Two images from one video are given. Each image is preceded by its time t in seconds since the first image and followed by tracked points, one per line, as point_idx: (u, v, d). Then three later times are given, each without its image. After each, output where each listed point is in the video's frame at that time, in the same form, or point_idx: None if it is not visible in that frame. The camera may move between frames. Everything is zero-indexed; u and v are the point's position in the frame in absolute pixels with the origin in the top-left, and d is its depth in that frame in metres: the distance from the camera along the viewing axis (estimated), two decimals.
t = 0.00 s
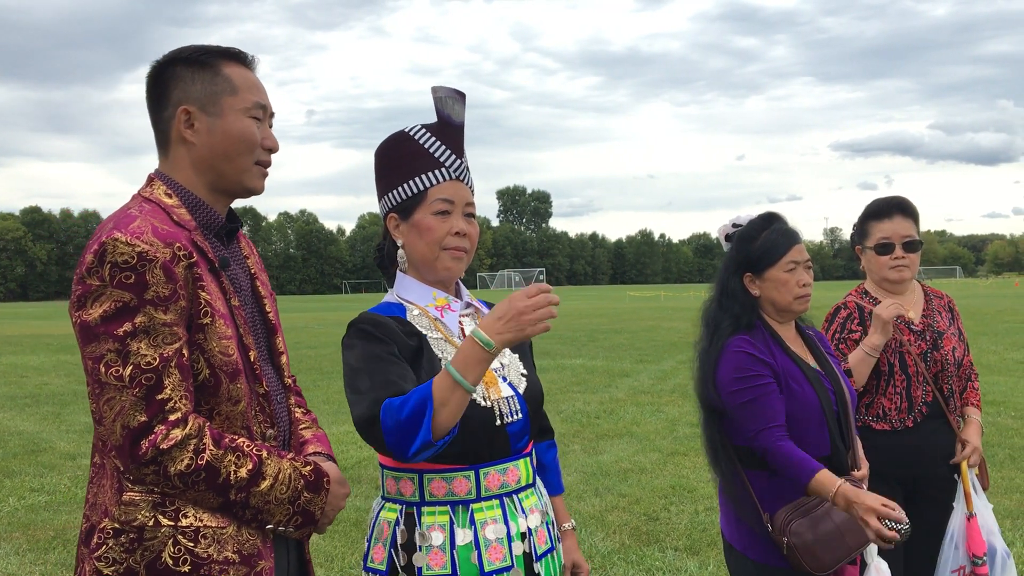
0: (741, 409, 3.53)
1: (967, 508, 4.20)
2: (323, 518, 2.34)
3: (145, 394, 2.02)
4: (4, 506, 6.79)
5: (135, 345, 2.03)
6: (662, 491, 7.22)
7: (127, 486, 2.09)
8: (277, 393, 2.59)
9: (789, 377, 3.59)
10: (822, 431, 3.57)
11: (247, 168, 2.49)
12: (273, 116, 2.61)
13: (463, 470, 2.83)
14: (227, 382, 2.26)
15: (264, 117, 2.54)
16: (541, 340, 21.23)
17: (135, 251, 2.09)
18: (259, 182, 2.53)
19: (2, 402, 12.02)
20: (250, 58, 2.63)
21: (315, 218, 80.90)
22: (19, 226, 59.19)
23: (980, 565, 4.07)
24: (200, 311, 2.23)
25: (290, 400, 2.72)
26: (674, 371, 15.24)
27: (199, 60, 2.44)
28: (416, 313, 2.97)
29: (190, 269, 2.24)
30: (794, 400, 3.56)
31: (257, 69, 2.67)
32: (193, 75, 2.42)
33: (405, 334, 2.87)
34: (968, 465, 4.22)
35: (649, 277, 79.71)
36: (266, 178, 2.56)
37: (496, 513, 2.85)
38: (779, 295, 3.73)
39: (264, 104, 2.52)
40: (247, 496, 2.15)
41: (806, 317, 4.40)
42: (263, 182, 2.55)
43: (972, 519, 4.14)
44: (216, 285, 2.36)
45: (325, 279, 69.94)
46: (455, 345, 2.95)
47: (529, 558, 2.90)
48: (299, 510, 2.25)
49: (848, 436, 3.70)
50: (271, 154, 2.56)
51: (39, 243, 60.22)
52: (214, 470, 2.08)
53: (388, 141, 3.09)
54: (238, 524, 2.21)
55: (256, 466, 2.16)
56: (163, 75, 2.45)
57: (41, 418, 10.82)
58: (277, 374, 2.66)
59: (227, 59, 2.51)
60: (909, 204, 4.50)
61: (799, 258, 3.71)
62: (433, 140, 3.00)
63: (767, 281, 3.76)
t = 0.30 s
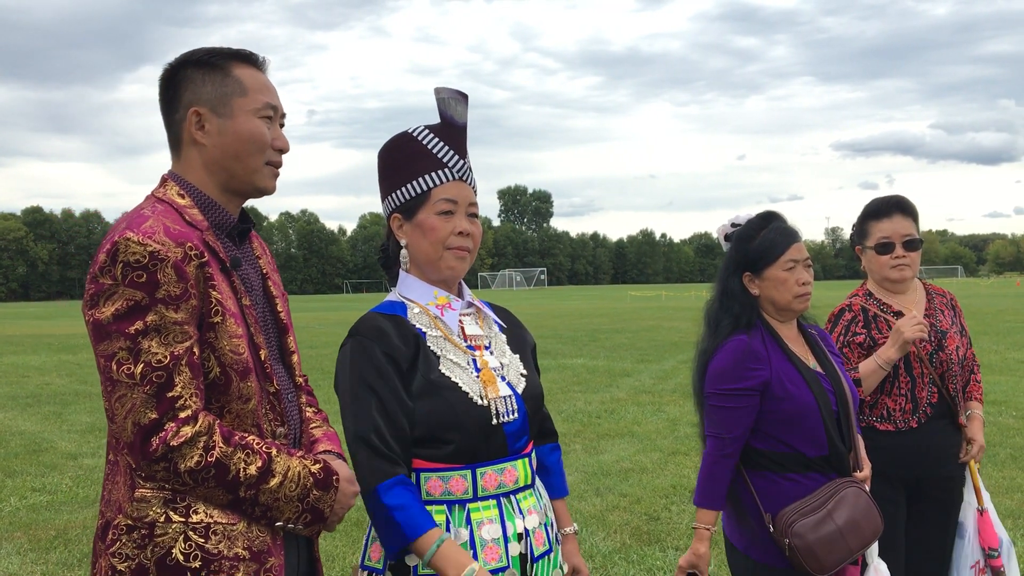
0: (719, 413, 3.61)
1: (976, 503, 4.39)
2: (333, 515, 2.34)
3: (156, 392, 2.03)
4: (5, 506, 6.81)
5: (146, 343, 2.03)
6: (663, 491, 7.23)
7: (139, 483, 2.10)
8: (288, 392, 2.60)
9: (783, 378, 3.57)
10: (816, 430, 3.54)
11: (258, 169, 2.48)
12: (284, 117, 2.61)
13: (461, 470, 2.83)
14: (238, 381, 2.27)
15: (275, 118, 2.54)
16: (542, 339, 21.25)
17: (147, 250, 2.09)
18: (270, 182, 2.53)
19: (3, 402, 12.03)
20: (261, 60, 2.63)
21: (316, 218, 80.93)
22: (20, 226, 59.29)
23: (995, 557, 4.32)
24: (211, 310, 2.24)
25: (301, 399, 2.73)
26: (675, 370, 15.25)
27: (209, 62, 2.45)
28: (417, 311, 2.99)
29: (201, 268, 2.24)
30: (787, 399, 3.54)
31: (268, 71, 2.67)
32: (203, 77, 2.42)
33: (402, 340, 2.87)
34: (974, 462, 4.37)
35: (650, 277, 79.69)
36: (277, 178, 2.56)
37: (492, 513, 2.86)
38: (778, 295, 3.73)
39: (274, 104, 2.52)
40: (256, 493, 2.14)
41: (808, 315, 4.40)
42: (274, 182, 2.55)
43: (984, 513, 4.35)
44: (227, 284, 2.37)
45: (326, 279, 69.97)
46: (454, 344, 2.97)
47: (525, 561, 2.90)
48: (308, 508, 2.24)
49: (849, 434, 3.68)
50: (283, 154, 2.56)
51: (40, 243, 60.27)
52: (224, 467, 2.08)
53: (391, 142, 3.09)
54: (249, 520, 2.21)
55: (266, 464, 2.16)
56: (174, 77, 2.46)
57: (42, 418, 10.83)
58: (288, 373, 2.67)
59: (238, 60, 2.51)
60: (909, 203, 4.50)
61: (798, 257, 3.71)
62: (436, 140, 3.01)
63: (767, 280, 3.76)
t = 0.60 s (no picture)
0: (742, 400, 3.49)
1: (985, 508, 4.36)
2: (334, 513, 2.33)
3: (160, 387, 2.03)
4: (5, 505, 6.81)
5: (149, 339, 2.03)
6: (663, 489, 7.22)
7: (142, 479, 2.10)
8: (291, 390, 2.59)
9: (785, 375, 3.59)
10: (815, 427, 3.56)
11: (261, 168, 2.48)
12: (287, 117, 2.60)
13: (457, 468, 2.83)
14: (240, 378, 2.26)
15: (278, 118, 2.53)
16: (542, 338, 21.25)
17: (151, 247, 2.09)
18: (273, 182, 2.52)
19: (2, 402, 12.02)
20: (265, 59, 2.62)
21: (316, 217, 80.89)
22: (19, 225, 59.24)
23: (1005, 560, 4.28)
24: (215, 306, 2.23)
25: (304, 397, 2.72)
26: (675, 369, 15.24)
27: (214, 62, 2.44)
28: (415, 310, 3.00)
29: (205, 265, 2.24)
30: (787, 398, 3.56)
31: (272, 71, 2.67)
32: (208, 76, 2.42)
33: (398, 340, 2.89)
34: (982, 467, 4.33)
35: (650, 276, 79.69)
36: (280, 178, 2.55)
37: (489, 512, 2.86)
38: (772, 294, 3.72)
39: (278, 104, 2.51)
40: (259, 489, 2.14)
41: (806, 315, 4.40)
42: (277, 181, 2.54)
43: (994, 518, 4.34)
44: (231, 281, 2.36)
45: (325, 279, 69.96)
46: (451, 343, 2.96)
47: (521, 560, 2.89)
48: (310, 505, 2.23)
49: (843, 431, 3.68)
50: (286, 154, 2.55)
51: (40, 242, 60.23)
52: (226, 463, 2.07)
53: (393, 141, 3.10)
54: (251, 517, 2.20)
55: (268, 460, 2.15)
56: (178, 75, 2.45)
57: (41, 417, 10.82)
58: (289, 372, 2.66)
59: (243, 61, 2.51)
60: (910, 203, 4.49)
61: (792, 256, 3.69)
62: (437, 139, 3.00)
63: (760, 279, 3.75)
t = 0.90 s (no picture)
0: (735, 402, 3.54)
1: (974, 517, 4.25)
2: (325, 513, 2.32)
3: (149, 384, 2.04)
4: (4, 504, 6.82)
5: (140, 336, 2.05)
6: (662, 488, 7.25)
7: (133, 476, 2.12)
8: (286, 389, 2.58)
9: (784, 373, 3.62)
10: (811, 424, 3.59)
11: (258, 167, 2.48)
12: (286, 116, 2.60)
13: (449, 466, 2.85)
14: (233, 376, 2.27)
15: (277, 117, 2.54)
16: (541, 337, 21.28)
17: (144, 245, 2.11)
18: (271, 181, 2.52)
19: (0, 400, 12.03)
20: (265, 59, 2.63)
21: (314, 215, 80.83)
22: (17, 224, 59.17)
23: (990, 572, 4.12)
24: (206, 305, 2.24)
25: (299, 396, 2.72)
26: (673, 368, 15.27)
27: (213, 61, 2.45)
28: (408, 310, 3.01)
29: (198, 263, 2.25)
30: (787, 397, 3.59)
31: (272, 70, 2.68)
32: (206, 75, 2.43)
33: (391, 339, 2.91)
34: (975, 474, 4.29)
35: (648, 275, 79.74)
36: (278, 177, 2.56)
37: (481, 510, 2.87)
38: (768, 293, 3.74)
39: (276, 103, 2.52)
40: (247, 488, 2.14)
41: (802, 314, 4.42)
42: (276, 181, 2.55)
43: (981, 528, 4.20)
44: (224, 280, 2.37)
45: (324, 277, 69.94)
46: (444, 342, 2.98)
47: (514, 557, 2.90)
48: (300, 504, 2.23)
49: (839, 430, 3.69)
50: (285, 153, 2.56)
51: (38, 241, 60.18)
52: (214, 461, 2.08)
53: (389, 141, 3.12)
54: (240, 515, 2.21)
55: (258, 459, 2.15)
56: (177, 73, 2.46)
57: (40, 416, 10.83)
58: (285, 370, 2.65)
59: (242, 60, 2.52)
60: (912, 203, 4.51)
61: (788, 255, 3.71)
62: (434, 141, 3.02)
63: (757, 278, 3.76)
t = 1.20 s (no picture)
0: (718, 406, 3.58)
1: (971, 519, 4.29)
2: (314, 514, 2.30)
3: (133, 383, 2.04)
4: (3, 502, 6.81)
5: (124, 334, 2.05)
6: (661, 488, 7.24)
7: (120, 475, 2.12)
8: (278, 389, 2.56)
9: (774, 373, 3.60)
10: (805, 424, 3.58)
11: (250, 166, 2.47)
12: (280, 115, 2.59)
13: (446, 464, 2.85)
14: (220, 375, 2.26)
15: (270, 116, 2.52)
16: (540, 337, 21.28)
17: (129, 243, 2.11)
18: (263, 180, 2.51)
19: None
20: (262, 57, 2.63)
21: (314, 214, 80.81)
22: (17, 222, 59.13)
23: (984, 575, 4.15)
24: (193, 303, 2.24)
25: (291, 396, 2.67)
26: (672, 368, 15.28)
27: (206, 59, 2.45)
28: (406, 309, 3.00)
29: (186, 262, 2.24)
30: (778, 394, 3.57)
31: (269, 69, 2.67)
32: (199, 73, 2.43)
33: (388, 339, 2.90)
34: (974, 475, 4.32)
35: (647, 275, 79.76)
36: (271, 176, 2.54)
37: (478, 508, 2.87)
38: (767, 294, 3.73)
39: (269, 102, 2.51)
40: (233, 488, 2.13)
41: (801, 314, 4.42)
42: (268, 180, 2.53)
43: (977, 530, 4.24)
44: (213, 278, 2.36)
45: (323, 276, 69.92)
46: (441, 342, 2.97)
47: (510, 555, 2.90)
48: (287, 505, 2.21)
49: (837, 431, 3.67)
50: (278, 152, 2.54)
51: (37, 239, 60.13)
52: (198, 460, 2.08)
53: (385, 141, 3.11)
54: (228, 516, 2.19)
55: (243, 459, 2.14)
56: (171, 71, 2.46)
57: (39, 414, 10.82)
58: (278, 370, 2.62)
59: (236, 58, 2.51)
60: (913, 204, 4.51)
61: (788, 256, 3.71)
62: (430, 140, 3.01)
63: (757, 278, 3.76)
